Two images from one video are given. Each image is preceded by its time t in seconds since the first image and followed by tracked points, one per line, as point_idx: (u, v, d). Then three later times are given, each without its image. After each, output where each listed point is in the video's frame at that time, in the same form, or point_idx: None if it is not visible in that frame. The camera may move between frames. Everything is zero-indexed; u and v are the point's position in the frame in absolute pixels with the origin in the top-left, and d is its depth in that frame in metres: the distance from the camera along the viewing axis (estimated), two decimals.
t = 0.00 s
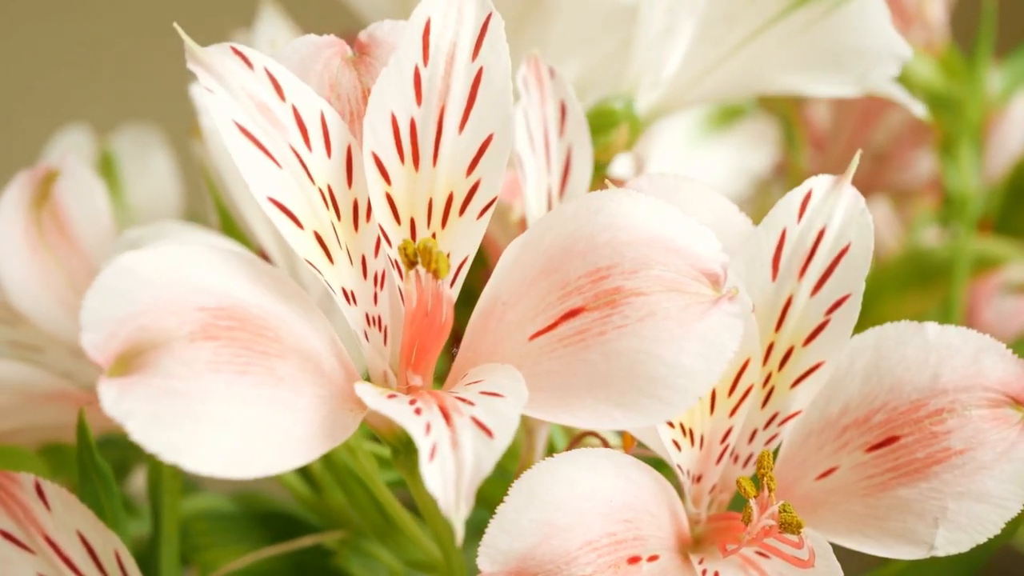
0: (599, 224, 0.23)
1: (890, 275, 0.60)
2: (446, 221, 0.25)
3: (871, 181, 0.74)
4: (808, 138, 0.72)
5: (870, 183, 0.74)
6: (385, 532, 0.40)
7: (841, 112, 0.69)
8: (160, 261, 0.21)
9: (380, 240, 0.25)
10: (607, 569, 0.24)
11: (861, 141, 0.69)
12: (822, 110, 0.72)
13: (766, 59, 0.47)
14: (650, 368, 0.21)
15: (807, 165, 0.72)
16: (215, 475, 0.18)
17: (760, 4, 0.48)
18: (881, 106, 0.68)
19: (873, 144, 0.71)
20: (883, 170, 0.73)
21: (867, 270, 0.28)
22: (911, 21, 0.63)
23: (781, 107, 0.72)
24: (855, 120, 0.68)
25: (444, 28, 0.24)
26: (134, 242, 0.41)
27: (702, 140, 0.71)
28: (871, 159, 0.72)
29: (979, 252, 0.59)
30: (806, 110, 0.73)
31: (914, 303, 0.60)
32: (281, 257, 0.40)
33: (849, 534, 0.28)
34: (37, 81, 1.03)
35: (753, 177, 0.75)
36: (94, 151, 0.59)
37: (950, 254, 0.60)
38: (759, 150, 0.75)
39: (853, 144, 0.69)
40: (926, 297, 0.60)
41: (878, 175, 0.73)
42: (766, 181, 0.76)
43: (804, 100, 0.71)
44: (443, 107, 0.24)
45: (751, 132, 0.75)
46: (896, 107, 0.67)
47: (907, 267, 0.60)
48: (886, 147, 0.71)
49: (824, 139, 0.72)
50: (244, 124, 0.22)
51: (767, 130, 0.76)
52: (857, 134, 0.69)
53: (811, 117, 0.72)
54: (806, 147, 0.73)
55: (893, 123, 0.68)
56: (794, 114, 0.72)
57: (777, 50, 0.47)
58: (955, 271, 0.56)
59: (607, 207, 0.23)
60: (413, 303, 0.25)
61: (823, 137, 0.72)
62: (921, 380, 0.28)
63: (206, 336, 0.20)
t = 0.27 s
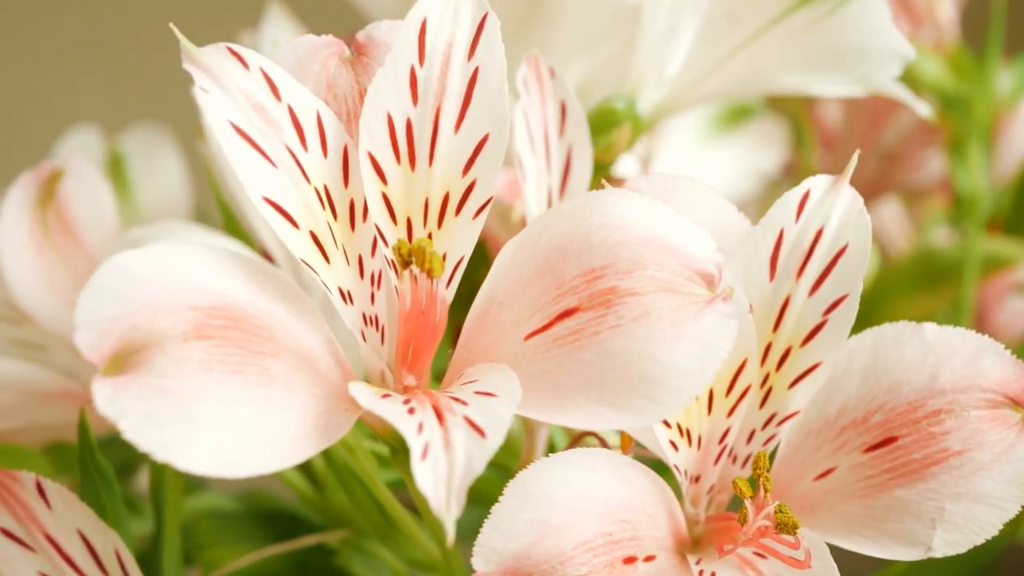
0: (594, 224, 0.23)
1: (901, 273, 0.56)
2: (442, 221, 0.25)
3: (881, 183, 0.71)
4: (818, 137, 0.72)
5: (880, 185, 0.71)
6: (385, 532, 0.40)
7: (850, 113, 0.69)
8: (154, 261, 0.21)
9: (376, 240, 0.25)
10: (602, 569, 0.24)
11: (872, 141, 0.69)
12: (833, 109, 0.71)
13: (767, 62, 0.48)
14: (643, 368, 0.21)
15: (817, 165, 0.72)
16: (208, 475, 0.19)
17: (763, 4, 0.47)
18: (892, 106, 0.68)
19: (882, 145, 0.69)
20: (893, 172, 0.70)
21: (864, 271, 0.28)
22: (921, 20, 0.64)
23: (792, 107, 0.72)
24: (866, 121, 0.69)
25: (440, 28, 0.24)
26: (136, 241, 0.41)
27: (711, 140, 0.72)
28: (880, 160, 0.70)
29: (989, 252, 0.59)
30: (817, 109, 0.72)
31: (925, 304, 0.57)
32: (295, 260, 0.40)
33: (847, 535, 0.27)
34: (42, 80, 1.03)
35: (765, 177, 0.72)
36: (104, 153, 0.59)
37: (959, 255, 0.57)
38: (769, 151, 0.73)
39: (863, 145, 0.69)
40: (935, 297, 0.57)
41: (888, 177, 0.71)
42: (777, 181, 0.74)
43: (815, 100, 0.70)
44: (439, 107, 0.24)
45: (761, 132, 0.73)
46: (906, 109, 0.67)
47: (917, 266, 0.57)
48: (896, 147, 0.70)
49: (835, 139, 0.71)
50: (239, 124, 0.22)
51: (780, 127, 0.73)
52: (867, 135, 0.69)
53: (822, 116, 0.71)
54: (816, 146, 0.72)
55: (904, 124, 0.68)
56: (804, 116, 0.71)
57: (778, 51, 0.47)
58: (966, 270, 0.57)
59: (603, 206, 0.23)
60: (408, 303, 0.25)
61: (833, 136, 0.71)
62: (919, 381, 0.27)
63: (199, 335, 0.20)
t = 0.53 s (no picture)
0: (588, 223, 0.23)
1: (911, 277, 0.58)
2: (438, 221, 0.25)
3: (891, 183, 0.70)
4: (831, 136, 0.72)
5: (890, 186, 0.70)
6: (386, 531, 0.40)
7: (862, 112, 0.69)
8: (148, 260, 0.21)
9: (372, 240, 0.25)
10: (596, 569, 0.24)
11: (883, 142, 0.69)
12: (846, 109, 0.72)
13: (770, 61, 0.47)
14: (635, 368, 0.21)
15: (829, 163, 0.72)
16: (200, 472, 0.19)
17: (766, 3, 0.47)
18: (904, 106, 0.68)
19: (894, 145, 0.69)
20: (904, 173, 0.70)
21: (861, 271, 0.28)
22: (933, 20, 0.64)
23: (804, 107, 0.72)
24: (876, 121, 0.69)
25: (436, 28, 0.24)
26: (139, 241, 0.41)
27: (721, 139, 0.70)
28: (891, 161, 0.70)
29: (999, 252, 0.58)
30: (830, 108, 0.72)
31: (935, 304, 0.58)
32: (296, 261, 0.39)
33: (844, 536, 0.27)
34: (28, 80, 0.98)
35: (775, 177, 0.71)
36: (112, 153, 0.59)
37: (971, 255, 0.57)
38: (780, 151, 0.71)
39: (875, 145, 0.69)
40: (947, 297, 0.58)
41: (899, 177, 0.70)
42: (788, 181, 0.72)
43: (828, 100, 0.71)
44: (434, 107, 0.25)
45: (770, 132, 0.71)
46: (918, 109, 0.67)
47: (928, 266, 0.58)
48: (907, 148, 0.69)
49: (847, 138, 0.72)
50: (234, 124, 0.23)
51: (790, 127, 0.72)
52: (879, 135, 0.69)
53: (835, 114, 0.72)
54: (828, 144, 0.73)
55: (916, 124, 0.68)
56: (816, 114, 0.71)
57: (781, 51, 0.47)
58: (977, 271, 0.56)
59: (598, 206, 0.23)
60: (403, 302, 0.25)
61: (844, 135, 0.72)
62: (917, 381, 0.27)
63: (192, 334, 0.20)
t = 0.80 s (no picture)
0: (583, 224, 0.23)
1: (921, 277, 0.61)
2: (434, 221, 0.25)
3: (903, 183, 0.69)
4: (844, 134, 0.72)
5: (903, 186, 0.69)
6: (387, 529, 0.40)
7: (875, 111, 0.68)
8: (142, 259, 0.21)
9: (369, 240, 0.25)
10: (590, 569, 0.24)
11: (895, 141, 0.68)
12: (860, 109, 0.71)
13: (773, 60, 0.47)
14: (627, 368, 0.21)
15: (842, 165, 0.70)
16: (191, 471, 0.19)
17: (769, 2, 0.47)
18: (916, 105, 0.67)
19: (905, 144, 0.68)
20: (915, 172, 0.69)
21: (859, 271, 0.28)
22: (945, 20, 0.63)
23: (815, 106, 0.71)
24: (889, 119, 0.68)
25: (431, 28, 0.24)
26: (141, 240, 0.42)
27: (731, 140, 0.69)
28: (903, 160, 0.69)
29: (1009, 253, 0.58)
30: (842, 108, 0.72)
31: (946, 304, 0.60)
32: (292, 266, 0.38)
33: (841, 537, 0.27)
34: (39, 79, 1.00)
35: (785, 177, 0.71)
36: (123, 153, 0.59)
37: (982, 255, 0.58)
38: (790, 150, 0.71)
39: (887, 145, 0.68)
40: (957, 298, 0.60)
41: (910, 177, 0.69)
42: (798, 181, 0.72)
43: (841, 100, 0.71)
44: (429, 107, 0.25)
45: (780, 133, 0.71)
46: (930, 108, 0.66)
47: (939, 268, 0.60)
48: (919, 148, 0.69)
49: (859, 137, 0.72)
50: (228, 124, 0.23)
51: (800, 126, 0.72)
52: (891, 135, 0.68)
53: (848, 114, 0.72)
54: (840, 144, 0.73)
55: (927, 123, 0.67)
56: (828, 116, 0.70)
57: (783, 51, 0.47)
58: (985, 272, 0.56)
59: (592, 206, 0.23)
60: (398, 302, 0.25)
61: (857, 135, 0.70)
62: (915, 382, 0.27)
63: (185, 333, 0.20)
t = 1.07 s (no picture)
0: (578, 224, 0.23)
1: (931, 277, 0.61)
2: (431, 220, 0.25)
3: (914, 183, 0.68)
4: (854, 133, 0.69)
5: (914, 186, 0.68)
6: (386, 528, 0.40)
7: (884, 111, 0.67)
8: (138, 258, 0.21)
9: (366, 240, 0.25)
10: (586, 570, 0.24)
11: (905, 140, 0.67)
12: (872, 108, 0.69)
13: (777, 60, 0.47)
14: (621, 368, 0.21)
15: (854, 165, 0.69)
16: (184, 470, 0.19)
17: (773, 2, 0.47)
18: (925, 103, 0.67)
19: (916, 144, 0.67)
20: (925, 172, 0.68)
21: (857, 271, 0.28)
22: (955, 19, 0.61)
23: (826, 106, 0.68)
24: (899, 119, 0.67)
25: (428, 27, 0.24)
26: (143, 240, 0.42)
27: (740, 139, 0.69)
28: (913, 160, 0.68)
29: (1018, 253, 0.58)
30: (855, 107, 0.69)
31: (957, 304, 0.60)
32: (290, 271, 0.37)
33: (838, 538, 0.27)
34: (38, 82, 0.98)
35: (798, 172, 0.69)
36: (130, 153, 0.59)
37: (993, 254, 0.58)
38: (800, 151, 0.69)
39: (896, 145, 0.67)
40: (968, 298, 0.60)
41: (921, 177, 0.68)
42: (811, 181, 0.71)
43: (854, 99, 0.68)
44: (425, 107, 0.25)
45: (792, 131, 0.70)
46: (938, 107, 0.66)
47: (950, 268, 0.60)
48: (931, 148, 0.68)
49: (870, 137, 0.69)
50: (225, 124, 0.23)
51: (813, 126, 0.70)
52: (900, 135, 0.67)
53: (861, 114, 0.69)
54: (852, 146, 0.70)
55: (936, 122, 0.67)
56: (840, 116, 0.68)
57: (787, 51, 0.46)
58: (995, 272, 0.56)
59: (588, 206, 0.23)
60: (393, 302, 0.25)
61: (868, 135, 0.69)
62: (912, 383, 0.27)
63: (179, 332, 0.21)
